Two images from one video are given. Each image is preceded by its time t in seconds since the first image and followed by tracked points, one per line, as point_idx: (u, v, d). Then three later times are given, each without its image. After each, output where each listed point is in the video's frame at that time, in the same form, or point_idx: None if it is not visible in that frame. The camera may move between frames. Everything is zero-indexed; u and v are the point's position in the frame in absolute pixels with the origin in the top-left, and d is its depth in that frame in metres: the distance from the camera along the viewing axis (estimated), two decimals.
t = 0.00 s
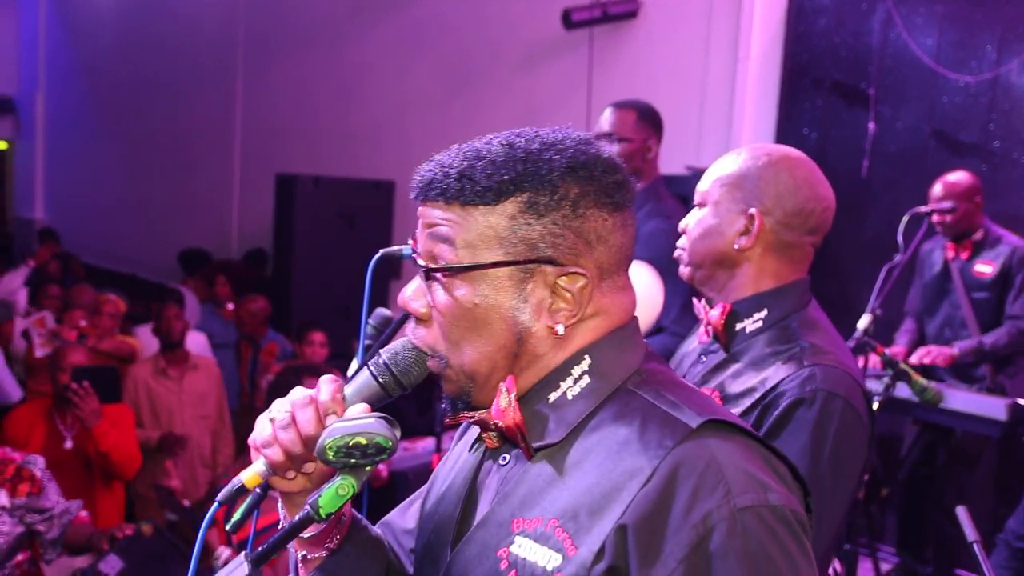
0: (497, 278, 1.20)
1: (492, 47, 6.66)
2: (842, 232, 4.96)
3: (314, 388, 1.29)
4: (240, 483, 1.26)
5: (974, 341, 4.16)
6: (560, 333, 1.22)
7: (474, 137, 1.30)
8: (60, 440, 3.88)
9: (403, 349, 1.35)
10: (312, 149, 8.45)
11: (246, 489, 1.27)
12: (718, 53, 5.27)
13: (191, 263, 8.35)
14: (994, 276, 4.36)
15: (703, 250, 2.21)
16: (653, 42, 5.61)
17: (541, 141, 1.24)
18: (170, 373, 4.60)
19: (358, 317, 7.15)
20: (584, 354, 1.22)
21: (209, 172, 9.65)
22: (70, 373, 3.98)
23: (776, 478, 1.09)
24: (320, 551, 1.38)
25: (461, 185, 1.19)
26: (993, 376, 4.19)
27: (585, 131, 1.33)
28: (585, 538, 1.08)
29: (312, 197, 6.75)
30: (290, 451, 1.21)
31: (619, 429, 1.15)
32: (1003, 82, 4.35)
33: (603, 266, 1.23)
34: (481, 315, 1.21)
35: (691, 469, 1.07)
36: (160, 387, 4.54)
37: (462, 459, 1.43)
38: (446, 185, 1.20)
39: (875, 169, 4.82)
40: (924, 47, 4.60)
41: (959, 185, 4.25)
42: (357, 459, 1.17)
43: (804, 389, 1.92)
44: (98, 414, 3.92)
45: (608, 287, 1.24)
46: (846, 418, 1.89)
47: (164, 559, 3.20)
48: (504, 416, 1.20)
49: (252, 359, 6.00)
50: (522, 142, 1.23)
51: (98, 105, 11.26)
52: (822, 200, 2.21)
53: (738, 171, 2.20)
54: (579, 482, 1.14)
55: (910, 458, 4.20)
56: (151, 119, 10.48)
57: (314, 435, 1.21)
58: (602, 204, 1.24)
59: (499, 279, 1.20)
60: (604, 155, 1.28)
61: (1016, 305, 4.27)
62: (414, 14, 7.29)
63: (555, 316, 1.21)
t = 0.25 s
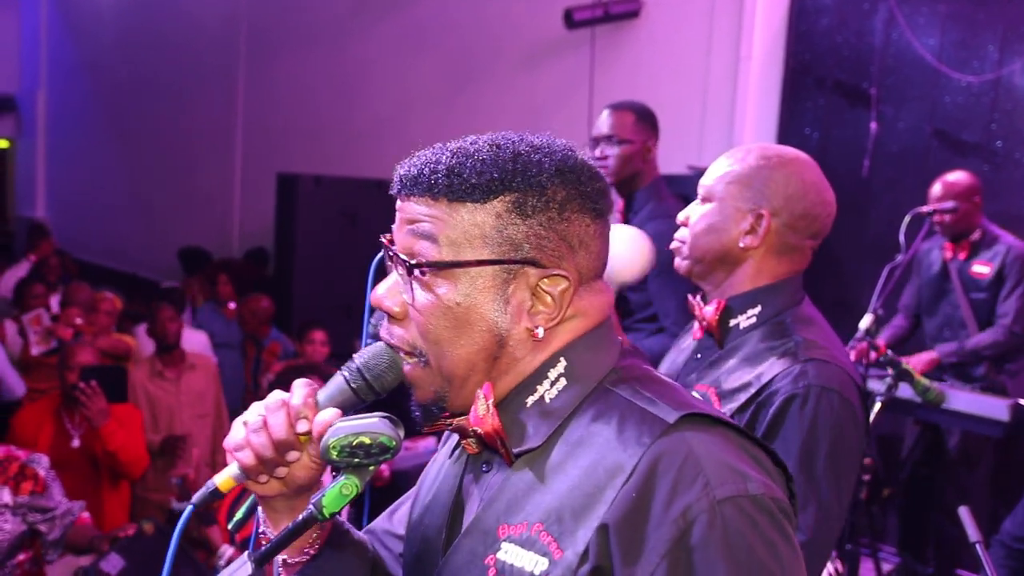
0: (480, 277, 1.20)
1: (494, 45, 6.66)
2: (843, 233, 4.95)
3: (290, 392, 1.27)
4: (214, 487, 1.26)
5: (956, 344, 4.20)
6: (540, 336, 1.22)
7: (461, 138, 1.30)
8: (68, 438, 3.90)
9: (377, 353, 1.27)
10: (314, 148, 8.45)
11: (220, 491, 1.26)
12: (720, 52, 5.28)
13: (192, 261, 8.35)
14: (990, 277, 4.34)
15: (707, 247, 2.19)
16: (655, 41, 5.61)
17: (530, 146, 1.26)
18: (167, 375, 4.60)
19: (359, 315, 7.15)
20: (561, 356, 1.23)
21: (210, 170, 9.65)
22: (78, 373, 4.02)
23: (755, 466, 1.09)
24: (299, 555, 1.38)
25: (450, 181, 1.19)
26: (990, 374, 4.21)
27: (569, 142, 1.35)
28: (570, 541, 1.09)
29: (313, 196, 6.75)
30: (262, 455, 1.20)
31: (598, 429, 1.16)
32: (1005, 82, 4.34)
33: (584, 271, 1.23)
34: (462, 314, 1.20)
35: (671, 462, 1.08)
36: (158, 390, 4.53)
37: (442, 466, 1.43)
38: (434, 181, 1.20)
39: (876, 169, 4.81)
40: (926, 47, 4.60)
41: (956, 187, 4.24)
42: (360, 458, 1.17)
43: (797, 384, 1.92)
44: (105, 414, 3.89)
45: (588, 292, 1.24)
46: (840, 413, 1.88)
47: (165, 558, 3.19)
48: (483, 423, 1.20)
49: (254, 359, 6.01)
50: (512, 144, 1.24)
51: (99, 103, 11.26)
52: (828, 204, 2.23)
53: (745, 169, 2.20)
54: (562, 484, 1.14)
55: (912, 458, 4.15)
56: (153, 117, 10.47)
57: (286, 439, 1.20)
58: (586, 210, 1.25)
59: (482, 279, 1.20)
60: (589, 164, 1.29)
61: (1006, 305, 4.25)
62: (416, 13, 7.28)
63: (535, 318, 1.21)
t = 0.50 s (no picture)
0: (468, 274, 1.21)
1: (495, 45, 6.65)
2: (845, 233, 4.95)
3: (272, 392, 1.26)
4: (197, 487, 1.27)
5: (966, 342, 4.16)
6: (527, 334, 1.24)
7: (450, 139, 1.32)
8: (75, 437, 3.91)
9: (361, 349, 1.26)
10: (316, 147, 8.44)
11: (203, 493, 1.27)
12: (722, 53, 5.28)
13: (194, 260, 8.35)
14: (984, 277, 4.35)
15: (709, 248, 2.19)
16: (658, 41, 5.60)
17: (520, 147, 1.28)
18: (166, 375, 4.60)
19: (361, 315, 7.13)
20: (548, 355, 1.24)
21: (212, 170, 9.65)
22: (84, 372, 4.01)
23: (748, 456, 1.10)
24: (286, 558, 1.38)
25: (440, 178, 1.21)
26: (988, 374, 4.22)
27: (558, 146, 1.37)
28: (566, 537, 1.09)
29: (315, 195, 6.74)
30: (245, 452, 1.21)
31: (591, 426, 1.17)
32: (1008, 82, 4.33)
33: (572, 271, 1.25)
34: (451, 311, 1.22)
35: (664, 454, 1.08)
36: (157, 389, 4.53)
37: (433, 470, 1.43)
38: (424, 178, 1.22)
39: (878, 169, 4.80)
40: (929, 47, 4.59)
41: (944, 189, 4.26)
42: (365, 457, 1.17)
43: (797, 378, 1.92)
44: (111, 413, 3.89)
45: (576, 292, 1.26)
46: (837, 410, 1.89)
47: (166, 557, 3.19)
48: (473, 423, 1.22)
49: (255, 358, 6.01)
50: (501, 145, 1.27)
51: (101, 102, 11.27)
52: (831, 207, 2.23)
53: (747, 170, 2.20)
54: (555, 482, 1.14)
55: (915, 457, 4.08)
56: (155, 116, 10.46)
57: (269, 437, 1.20)
58: (574, 211, 1.27)
59: (471, 275, 1.21)
60: (577, 167, 1.31)
61: (1007, 305, 4.26)
62: (418, 12, 7.28)
63: (522, 315, 1.23)
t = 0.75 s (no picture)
0: (460, 275, 1.22)
1: (497, 44, 6.65)
2: (846, 233, 4.96)
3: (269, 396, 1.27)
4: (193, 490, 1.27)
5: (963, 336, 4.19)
6: (522, 331, 1.24)
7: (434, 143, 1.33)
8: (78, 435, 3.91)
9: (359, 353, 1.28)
10: (317, 146, 8.44)
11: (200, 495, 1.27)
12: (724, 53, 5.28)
13: (195, 259, 8.35)
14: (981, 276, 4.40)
15: (699, 242, 2.20)
16: (660, 40, 5.60)
17: (503, 145, 1.29)
18: (167, 373, 4.61)
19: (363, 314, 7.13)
20: (546, 354, 1.24)
21: (214, 169, 9.65)
22: (86, 372, 4.03)
23: (747, 455, 1.11)
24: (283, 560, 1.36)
25: (426, 180, 1.22)
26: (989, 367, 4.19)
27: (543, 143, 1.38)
28: (567, 537, 1.09)
29: (316, 194, 6.74)
30: (241, 455, 1.20)
31: (590, 426, 1.17)
32: (1010, 82, 4.32)
33: (564, 265, 1.25)
34: (444, 312, 1.22)
35: (664, 454, 1.08)
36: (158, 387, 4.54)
37: (431, 469, 1.43)
38: (410, 181, 1.22)
39: (880, 169, 4.80)
40: (930, 47, 4.59)
41: (938, 191, 4.27)
42: (368, 457, 1.17)
43: (793, 381, 1.92)
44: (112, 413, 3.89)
45: (569, 286, 1.26)
46: (833, 408, 1.89)
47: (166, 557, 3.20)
48: (471, 422, 1.21)
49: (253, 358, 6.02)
50: (484, 144, 1.27)
51: (103, 101, 11.28)
52: (823, 209, 2.24)
53: (742, 167, 2.21)
54: (554, 482, 1.15)
55: (916, 456, 4.10)
56: (156, 115, 10.46)
57: (267, 439, 1.20)
58: (562, 204, 1.27)
59: (463, 275, 1.22)
60: (563, 160, 1.32)
61: (1005, 300, 4.30)
62: (419, 11, 7.29)
63: (518, 312, 1.23)
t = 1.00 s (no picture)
0: (458, 268, 1.21)
1: (498, 44, 6.65)
2: (847, 233, 4.96)
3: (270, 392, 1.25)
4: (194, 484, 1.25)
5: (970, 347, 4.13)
6: (523, 324, 1.23)
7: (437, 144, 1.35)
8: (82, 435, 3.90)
9: (360, 352, 1.28)
10: (318, 145, 8.44)
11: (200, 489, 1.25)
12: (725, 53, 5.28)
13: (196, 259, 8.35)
14: (980, 275, 4.36)
15: (689, 241, 2.19)
16: (661, 40, 5.59)
17: (500, 140, 1.29)
18: (169, 370, 4.60)
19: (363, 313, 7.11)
20: (553, 354, 1.24)
21: (215, 168, 9.65)
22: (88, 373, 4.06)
23: (754, 461, 1.10)
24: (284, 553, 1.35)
25: (423, 174, 1.23)
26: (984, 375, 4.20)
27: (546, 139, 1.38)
28: (571, 539, 1.09)
29: (317, 194, 6.74)
30: (243, 451, 1.18)
31: (597, 427, 1.17)
32: (1011, 82, 4.31)
33: (564, 257, 1.24)
34: (444, 306, 1.22)
35: (670, 458, 1.08)
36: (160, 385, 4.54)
37: (436, 468, 1.42)
38: (408, 177, 1.24)
39: (881, 169, 4.80)
40: (932, 48, 4.58)
41: (943, 188, 4.26)
42: (370, 457, 1.16)
43: (790, 379, 1.91)
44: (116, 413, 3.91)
45: (572, 278, 1.25)
46: (830, 406, 1.89)
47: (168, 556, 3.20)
48: (476, 420, 1.21)
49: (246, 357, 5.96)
50: (481, 140, 1.28)
51: (103, 101, 11.27)
52: (814, 209, 2.23)
53: (733, 168, 2.19)
54: (560, 483, 1.14)
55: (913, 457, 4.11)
56: (156, 113, 10.46)
57: (268, 437, 1.18)
58: (561, 194, 1.27)
59: (461, 268, 1.21)
60: (563, 153, 1.32)
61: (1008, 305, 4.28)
62: (421, 11, 7.29)
63: (518, 305, 1.22)
